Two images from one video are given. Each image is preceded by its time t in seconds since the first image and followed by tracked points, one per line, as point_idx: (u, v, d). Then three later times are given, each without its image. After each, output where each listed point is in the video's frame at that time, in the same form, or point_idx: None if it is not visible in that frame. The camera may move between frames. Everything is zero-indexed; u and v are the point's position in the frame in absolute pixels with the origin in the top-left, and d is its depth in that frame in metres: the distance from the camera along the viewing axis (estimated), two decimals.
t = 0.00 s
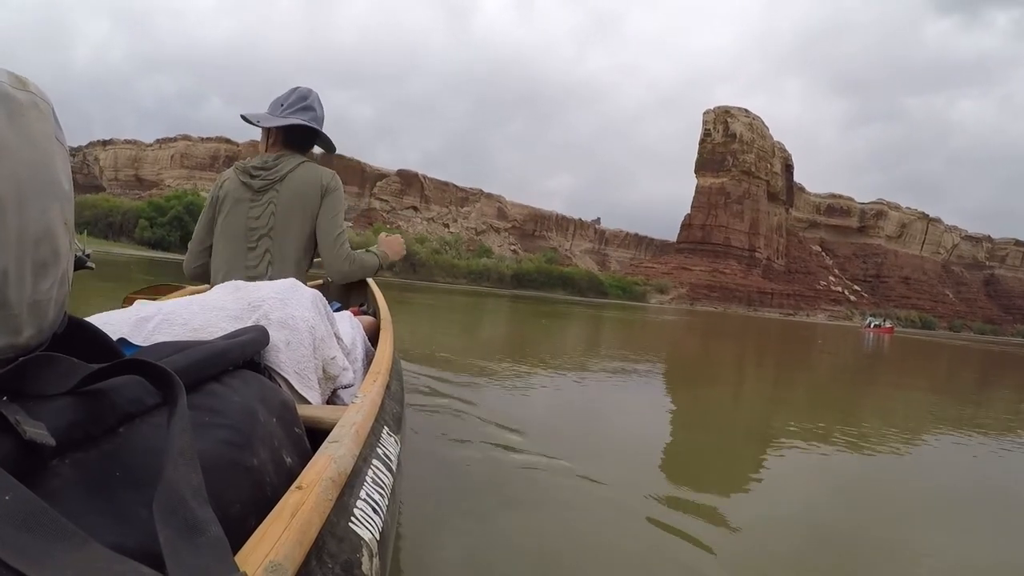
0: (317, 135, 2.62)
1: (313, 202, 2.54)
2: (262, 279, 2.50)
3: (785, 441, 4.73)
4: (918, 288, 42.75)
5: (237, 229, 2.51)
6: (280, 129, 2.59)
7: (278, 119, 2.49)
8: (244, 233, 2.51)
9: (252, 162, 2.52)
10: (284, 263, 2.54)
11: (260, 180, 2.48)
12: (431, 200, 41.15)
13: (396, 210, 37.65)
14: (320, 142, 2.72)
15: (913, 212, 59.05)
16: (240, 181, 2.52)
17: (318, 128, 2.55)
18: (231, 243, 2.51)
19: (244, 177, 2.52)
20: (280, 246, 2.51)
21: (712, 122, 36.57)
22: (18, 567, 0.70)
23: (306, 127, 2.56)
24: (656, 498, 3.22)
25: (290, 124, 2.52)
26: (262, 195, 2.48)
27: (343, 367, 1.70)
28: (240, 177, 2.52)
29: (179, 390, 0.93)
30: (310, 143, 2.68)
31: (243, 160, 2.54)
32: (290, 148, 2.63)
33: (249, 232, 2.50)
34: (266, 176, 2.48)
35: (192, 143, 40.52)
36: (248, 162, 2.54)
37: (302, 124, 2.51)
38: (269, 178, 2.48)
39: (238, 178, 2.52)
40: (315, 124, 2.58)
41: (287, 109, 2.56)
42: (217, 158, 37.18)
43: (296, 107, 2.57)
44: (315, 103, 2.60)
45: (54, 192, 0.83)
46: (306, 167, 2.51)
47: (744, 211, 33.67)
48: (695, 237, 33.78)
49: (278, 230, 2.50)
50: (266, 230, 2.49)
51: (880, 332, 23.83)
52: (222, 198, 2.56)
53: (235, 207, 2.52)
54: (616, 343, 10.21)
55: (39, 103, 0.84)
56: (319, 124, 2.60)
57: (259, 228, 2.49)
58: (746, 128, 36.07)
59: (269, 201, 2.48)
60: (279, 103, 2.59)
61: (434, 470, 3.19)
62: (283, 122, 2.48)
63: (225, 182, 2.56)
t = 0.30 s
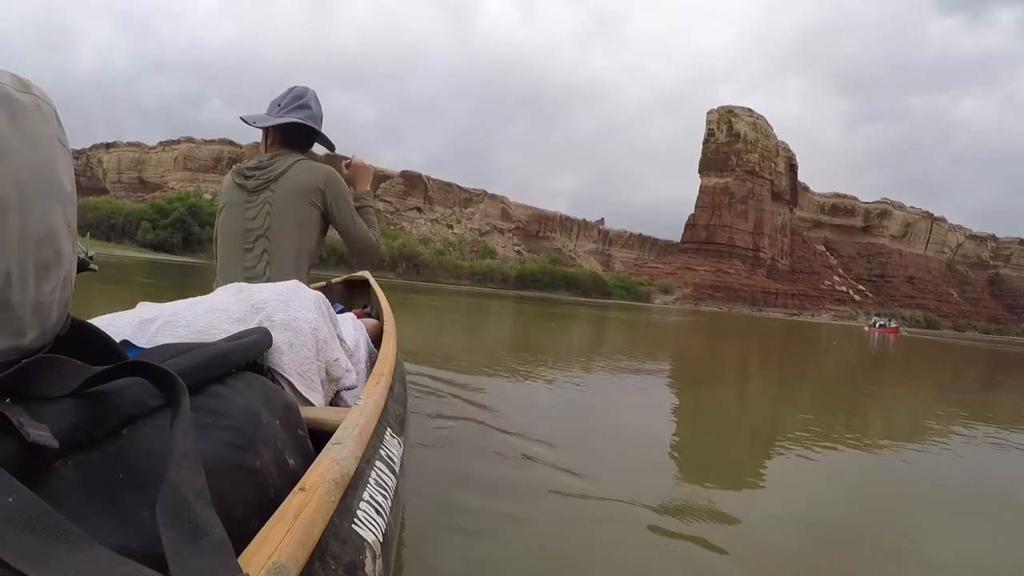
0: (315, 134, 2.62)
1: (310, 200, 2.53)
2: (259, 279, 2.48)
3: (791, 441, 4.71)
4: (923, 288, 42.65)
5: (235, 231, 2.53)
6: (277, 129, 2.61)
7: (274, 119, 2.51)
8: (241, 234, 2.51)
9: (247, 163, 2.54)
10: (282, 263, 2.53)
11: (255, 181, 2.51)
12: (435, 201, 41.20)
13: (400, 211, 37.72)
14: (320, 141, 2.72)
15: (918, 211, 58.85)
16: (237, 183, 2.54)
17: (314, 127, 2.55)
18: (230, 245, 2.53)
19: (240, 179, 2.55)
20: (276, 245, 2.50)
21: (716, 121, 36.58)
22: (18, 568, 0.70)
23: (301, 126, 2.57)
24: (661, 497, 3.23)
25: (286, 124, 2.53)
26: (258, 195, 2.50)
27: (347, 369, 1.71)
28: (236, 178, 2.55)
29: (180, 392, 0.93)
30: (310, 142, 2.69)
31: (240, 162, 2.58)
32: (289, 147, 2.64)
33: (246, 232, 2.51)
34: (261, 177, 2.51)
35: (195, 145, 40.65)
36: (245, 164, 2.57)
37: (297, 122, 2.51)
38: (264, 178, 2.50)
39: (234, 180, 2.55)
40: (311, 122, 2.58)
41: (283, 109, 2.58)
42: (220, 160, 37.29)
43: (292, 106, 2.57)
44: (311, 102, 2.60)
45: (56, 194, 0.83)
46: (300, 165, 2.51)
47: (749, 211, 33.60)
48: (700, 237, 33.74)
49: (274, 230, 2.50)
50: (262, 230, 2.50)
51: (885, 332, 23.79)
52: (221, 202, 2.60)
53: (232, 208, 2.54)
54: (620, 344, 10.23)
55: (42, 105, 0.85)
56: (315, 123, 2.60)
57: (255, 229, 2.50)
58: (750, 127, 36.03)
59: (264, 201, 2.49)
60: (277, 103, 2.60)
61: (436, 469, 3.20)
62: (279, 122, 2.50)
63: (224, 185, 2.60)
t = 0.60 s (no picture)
0: (326, 136, 2.62)
1: (319, 199, 2.53)
2: (266, 279, 2.47)
3: (794, 443, 4.71)
4: (926, 290, 42.60)
5: (244, 230, 2.51)
6: (289, 128, 2.60)
7: (286, 120, 2.51)
8: (251, 233, 2.50)
9: (258, 164, 2.55)
10: (290, 262, 2.51)
11: (265, 180, 2.51)
12: (438, 201, 41.24)
13: (403, 210, 37.76)
14: (331, 142, 2.72)
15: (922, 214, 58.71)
16: (247, 182, 2.54)
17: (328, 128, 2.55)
18: (239, 245, 2.52)
19: (251, 179, 2.54)
20: (285, 245, 2.50)
21: (720, 123, 36.57)
22: (24, 567, 0.69)
23: (312, 126, 2.56)
24: (663, 497, 3.24)
25: (298, 124, 2.53)
26: (269, 195, 2.49)
27: (352, 369, 1.70)
28: (247, 178, 2.55)
29: (186, 392, 0.92)
30: (322, 143, 2.69)
31: (251, 162, 2.57)
32: (301, 147, 2.64)
33: (255, 232, 2.50)
34: (272, 176, 2.50)
35: (199, 144, 40.70)
36: (256, 163, 2.57)
37: (308, 121, 2.51)
38: (274, 178, 2.49)
39: (245, 179, 2.55)
40: (323, 123, 2.57)
41: (295, 110, 2.58)
42: (223, 158, 37.34)
43: (304, 107, 2.57)
44: (324, 103, 2.60)
45: (60, 193, 0.82)
46: (311, 164, 2.51)
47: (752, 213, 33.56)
48: (703, 238, 33.71)
49: (284, 230, 2.49)
50: (272, 230, 2.49)
51: (888, 335, 23.75)
52: (231, 201, 2.60)
53: (242, 207, 2.53)
54: (621, 344, 10.24)
55: (46, 104, 0.84)
56: (326, 124, 2.59)
57: (265, 228, 2.49)
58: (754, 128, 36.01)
59: (275, 201, 2.48)
60: (289, 104, 2.60)
61: (439, 468, 3.21)
62: (290, 122, 2.49)
63: (234, 185, 2.60)
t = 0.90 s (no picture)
0: (336, 137, 2.63)
1: (330, 201, 2.55)
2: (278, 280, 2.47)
3: (796, 440, 4.71)
4: (927, 288, 42.59)
5: (253, 230, 2.49)
6: (298, 128, 2.60)
7: (296, 120, 2.52)
8: (260, 233, 2.48)
9: (270, 163, 2.53)
10: (300, 264, 2.53)
11: (278, 181, 2.49)
12: (438, 201, 41.24)
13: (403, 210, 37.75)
14: (340, 143, 2.73)
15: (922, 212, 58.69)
16: (257, 182, 2.52)
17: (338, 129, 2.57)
18: (247, 244, 2.49)
19: (261, 178, 2.52)
20: (297, 246, 2.50)
21: (720, 121, 36.57)
22: (28, 567, 0.69)
23: (324, 126, 2.57)
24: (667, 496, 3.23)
25: (310, 125, 2.54)
26: (281, 195, 2.48)
27: (357, 368, 1.70)
28: (257, 177, 2.52)
29: (191, 392, 0.92)
30: (332, 144, 2.69)
31: (260, 161, 2.55)
32: (311, 148, 2.64)
33: (265, 232, 2.48)
34: (285, 177, 2.50)
35: (198, 144, 40.68)
36: (265, 163, 2.55)
37: (320, 122, 2.52)
38: (287, 178, 2.49)
39: (254, 178, 2.52)
40: (334, 124, 2.59)
41: (306, 110, 2.58)
42: (223, 159, 37.30)
43: (315, 107, 2.58)
44: (335, 104, 2.61)
45: (65, 193, 0.82)
46: (324, 167, 2.53)
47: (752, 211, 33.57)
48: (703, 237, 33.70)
49: (296, 231, 2.50)
50: (283, 231, 2.48)
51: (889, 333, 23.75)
52: (237, 199, 2.55)
53: (251, 207, 2.50)
54: (622, 344, 10.24)
55: (51, 105, 0.84)
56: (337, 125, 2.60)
57: (276, 229, 2.48)
58: (755, 127, 35.99)
59: (287, 202, 2.48)
60: (300, 104, 2.60)
61: (443, 468, 3.21)
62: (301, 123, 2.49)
63: (241, 183, 2.56)
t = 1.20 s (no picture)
0: (340, 135, 2.63)
1: (335, 205, 2.57)
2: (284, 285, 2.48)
3: (795, 438, 4.71)
4: (925, 286, 42.64)
5: (257, 232, 2.48)
6: (302, 126, 2.59)
7: (302, 117, 2.51)
8: (265, 236, 2.47)
9: (275, 163, 2.50)
10: (305, 268, 2.53)
11: (283, 182, 2.47)
12: (436, 200, 41.21)
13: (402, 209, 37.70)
14: (344, 141, 2.72)
15: (920, 210, 58.70)
16: (262, 182, 2.49)
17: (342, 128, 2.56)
18: (252, 247, 2.48)
19: (266, 178, 2.49)
20: (302, 251, 2.51)
21: (719, 119, 36.58)
22: (31, 567, 0.69)
23: (329, 124, 2.57)
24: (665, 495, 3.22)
25: (315, 123, 2.53)
26: (286, 197, 2.47)
27: (361, 368, 1.70)
28: (262, 177, 2.50)
29: (195, 393, 0.92)
30: (335, 142, 2.69)
31: (264, 159, 2.52)
32: (314, 146, 2.63)
33: (270, 234, 2.47)
34: (291, 178, 2.48)
35: (195, 144, 40.61)
36: (270, 162, 2.52)
37: (326, 120, 2.52)
38: (294, 180, 2.47)
39: (258, 178, 2.50)
40: (339, 122, 2.59)
41: (311, 107, 2.58)
42: (220, 159, 37.22)
43: (321, 104, 2.58)
44: (340, 101, 2.61)
45: (70, 193, 0.82)
46: (331, 171, 2.54)
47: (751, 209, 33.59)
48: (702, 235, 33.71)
49: (301, 235, 2.50)
50: (288, 234, 2.48)
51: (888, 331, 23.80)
52: (240, 198, 2.52)
53: (255, 208, 2.48)
54: (620, 342, 10.26)
55: (55, 104, 0.83)
56: (341, 123, 2.61)
57: (281, 232, 2.47)
58: (753, 125, 35.99)
59: (293, 204, 2.47)
60: (304, 100, 2.60)
61: (444, 468, 3.21)
62: (307, 120, 2.49)
63: (244, 182, 2.53)
